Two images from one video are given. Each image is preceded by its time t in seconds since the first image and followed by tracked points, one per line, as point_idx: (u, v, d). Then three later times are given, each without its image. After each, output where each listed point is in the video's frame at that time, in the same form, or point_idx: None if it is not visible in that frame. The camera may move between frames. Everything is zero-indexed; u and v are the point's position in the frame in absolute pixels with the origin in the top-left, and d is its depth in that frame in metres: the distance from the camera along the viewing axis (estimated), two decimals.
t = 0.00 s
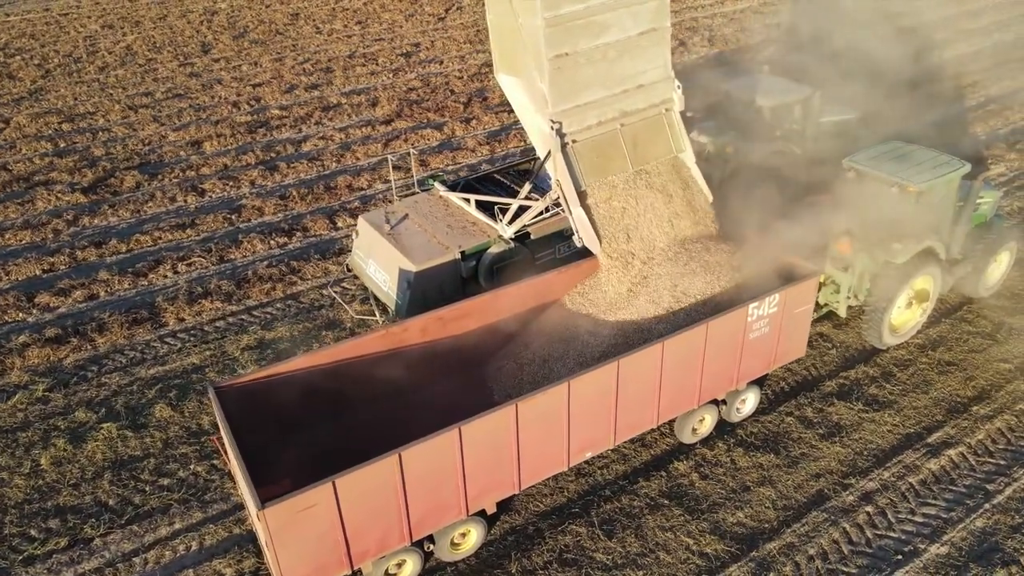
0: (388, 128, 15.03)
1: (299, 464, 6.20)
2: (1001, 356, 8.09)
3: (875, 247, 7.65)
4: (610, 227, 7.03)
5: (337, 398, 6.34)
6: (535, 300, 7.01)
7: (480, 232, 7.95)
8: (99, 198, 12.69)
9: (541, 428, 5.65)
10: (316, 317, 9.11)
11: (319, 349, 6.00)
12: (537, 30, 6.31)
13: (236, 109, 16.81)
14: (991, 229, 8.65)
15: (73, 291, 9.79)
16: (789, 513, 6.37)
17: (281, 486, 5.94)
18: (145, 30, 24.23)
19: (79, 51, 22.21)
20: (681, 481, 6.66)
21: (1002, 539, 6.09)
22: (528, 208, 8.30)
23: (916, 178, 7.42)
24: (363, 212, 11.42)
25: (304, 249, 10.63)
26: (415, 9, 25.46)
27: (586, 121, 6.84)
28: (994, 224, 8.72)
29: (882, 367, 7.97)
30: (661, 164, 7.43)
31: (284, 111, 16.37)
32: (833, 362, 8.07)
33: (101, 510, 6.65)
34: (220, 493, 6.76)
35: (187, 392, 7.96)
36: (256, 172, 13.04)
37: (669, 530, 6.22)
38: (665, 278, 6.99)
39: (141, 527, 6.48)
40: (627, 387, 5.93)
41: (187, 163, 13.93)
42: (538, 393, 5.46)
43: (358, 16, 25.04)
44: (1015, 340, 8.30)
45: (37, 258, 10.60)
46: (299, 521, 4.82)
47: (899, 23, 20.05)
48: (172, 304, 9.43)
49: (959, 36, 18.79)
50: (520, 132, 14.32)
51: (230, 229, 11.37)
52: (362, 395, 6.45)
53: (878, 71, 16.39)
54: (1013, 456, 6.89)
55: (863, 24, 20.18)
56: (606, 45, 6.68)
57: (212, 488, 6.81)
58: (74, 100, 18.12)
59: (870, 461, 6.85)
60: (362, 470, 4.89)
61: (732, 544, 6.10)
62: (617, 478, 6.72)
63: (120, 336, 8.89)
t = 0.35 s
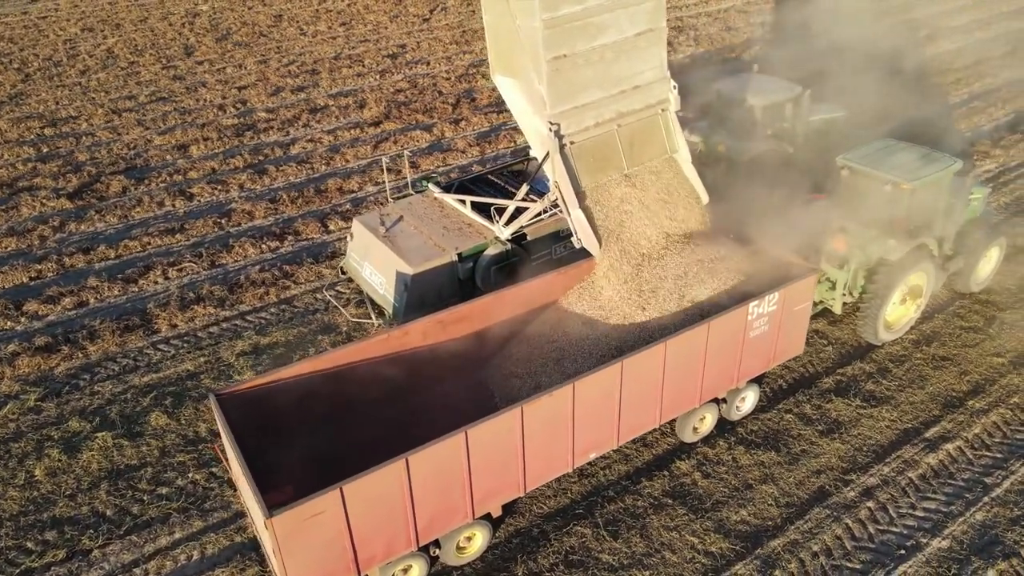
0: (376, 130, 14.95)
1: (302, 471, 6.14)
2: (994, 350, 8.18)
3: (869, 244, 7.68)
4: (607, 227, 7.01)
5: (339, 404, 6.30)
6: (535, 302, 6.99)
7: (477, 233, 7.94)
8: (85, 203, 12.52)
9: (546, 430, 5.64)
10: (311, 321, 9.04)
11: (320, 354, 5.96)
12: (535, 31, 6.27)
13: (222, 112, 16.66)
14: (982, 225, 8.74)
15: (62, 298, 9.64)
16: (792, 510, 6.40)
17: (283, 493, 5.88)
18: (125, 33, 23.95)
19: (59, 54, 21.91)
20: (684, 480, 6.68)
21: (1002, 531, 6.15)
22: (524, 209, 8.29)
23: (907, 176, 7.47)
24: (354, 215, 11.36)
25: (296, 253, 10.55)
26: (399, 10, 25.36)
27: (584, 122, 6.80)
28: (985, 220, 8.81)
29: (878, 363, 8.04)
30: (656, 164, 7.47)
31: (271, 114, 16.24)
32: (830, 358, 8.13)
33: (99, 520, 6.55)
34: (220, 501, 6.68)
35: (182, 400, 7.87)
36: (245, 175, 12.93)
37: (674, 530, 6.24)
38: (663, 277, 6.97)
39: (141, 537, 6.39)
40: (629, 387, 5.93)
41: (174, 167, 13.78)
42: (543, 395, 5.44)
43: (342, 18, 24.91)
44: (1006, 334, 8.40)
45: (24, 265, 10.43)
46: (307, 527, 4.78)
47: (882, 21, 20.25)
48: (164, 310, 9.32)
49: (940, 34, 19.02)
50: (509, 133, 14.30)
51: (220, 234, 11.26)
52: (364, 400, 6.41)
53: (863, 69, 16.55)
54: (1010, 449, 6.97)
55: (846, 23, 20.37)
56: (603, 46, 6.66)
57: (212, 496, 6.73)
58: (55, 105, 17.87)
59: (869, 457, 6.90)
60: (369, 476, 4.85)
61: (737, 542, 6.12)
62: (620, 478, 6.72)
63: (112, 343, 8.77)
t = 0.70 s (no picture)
0: (365, 132, 14.88)
1: (303, 477, 6.08)
2: (987, 345, 8.27)
3: (862, 241, 7.74)
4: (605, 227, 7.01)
5: (339, 408, 6.24)
6: (533, 303, 6.97)
7: (474, 236, 7.94)
8: (70, 209, 12.36)
9: (549, 432, 5.62)
10: (305, 325, 8.98)
11: (321, 359, 5.90)
12: (537, 33, 6.29)
13: (208, 115, 16.51)
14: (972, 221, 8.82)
15: (51, 305, 9.51)
16: (793, 506, 6.44)
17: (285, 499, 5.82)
18: (106, 35, 23.68)
19: (39, 57, 21.62)
20: (686, 479, 6.69)
21: (1000, 524, 6.21)
22: (520, 211, 8.29)
23: (899, 173, 7.51)
24: (346, 218, 11.30)
25: (288, 256, 10.48)
26: (384, 11, 25.26)
27: (584, 123, 6.84)
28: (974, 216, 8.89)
29: (873, 359, 8.10)
30: (654, 164, 7.49)
31: (257, 116, 16.12)
32: (825, 355, 8.18)
33: (96, 530, 6.46)
34: (220, 508, 6.61)
35: (178, 406, 7.79)
36: (234, 178, 12.82)
37: (677, 529, 6.25)
38: (662, 277, 6.97)
39: (140, 547, 6.31)
40: (631, 388, 5.93)
41: (161, 171, 13.63)
42: (546, 397, 5.43)
43: (327, 19, 24.78)
44: (998, 329, 8.49)
45: (10, 272, 10.28)
46: (313, 534, 4.73)
47: (865, 20, 20.44)
48: (155, 316, 9.22)
49: (923, 31, 19.22)
50: (499, 134, 14.28)
51: (210, 238, 11.16)
52: (364, 404, 6.36)
53: (848, 68, 16.68)
54: (1005, 442, 7.04)
55: (829, 22, 20.55)
56: (603, 48, 6.70)
57: (211, 504, 6.66)
58: (37, 109, 17.62)
59: (868, 452, 6.95)
60: (375, 481, 4.81)
61: (740, 540, 6.14)
62: (622, 478, 6.73)
63: (104, 350, 8.67)
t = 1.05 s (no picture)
0: (353, 134, 14.80)
1: (304, 483, 6.02)
2: (977, 339, 8.37)
3: (856, 237, 7.77)
4: (603, 226, 7.01)
5: (339, 413, 6.19)
6: (532, 303, 6.94)
7: (469, 236, 7.90)
8: (55, 214, 12.18)
9: (552, 432, 5.61)
10: (299, 329, 8.91)
11: (321, 363, 5.85)
12: (530, 32, 6.25)
13: (192, 118, 16.35)
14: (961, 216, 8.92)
15: (38, 313, 9.37)
16: (794, 503, 6.47)
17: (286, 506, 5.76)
18: (86, 38, 23.38)
19: (17, 61, 21.31)
20: (687, 478, 6.70)
21: (998, 516, 6.28)
22: (515, 212, 8.26)
23: (892, 171, 7.58)
24: (336, 221, 11.23)
25: (279, 260, 10.39)
26: (367, 12, 25.17)
27: (578, 122, 6.80)
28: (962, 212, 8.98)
29: (867, 354, 8.17)
30: (648, 163, 7.46)
31: (243, 119, 15.99)
32: (820, 351, 8.24)
33: (93, 541, 6.37)
34: (219, 516, 6.54)
35: (172, 414, 7.69)
36: (221, 182, 12.70)
37: (680, 527, 6.26)
38: (661, 273, 6.91)
39: (139, 557, 6.23)
40: (633, 387, 5.92)
41: (146, 175, 13.48)
42: (550, 398, 5.41)
43: (310, 20, 24.64)
44: (988, 323, 8.59)
45: None
46: (319, 541, 4.68)
47: (846, 19, 20.65)
48: (146, 323, 9.11)
49: (903, 29, 19.45)
50: (487, 134, 14.25)
51: (199, 242, 11.04)
52: (365, 409, 6.31)
53: (831, 65, 16.83)
54: (999, 435, 7.13)
55: (811, 20, 20.72)
56: (597, 46, 6.66)
57: (210, 511, 6.59)
58: (17, 113, 17.36)
59: (865, 447, 7.01)
60: (382, 486, 4.77)
61: (743, 538, 6.17)
62: (623, 477, 6.73)
63: (94, 358, 8.55)
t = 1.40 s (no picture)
0: (341, 136, 14.73)
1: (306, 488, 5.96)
2: (969, 333, 8.46)
3: (851, 233, 7.77)
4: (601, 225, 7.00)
5: (339, 418, 6.14)
6: (530, 303, 6.90)
7: (465, 239, 7.89)
8: (40, 220, 12.02)
9: (556, 433, 5.59)
10: (294, 333, 8.85)
11: (321, 368, 5.79)
12: (527, 34, 6.23)
13: (178, 121, 16.20)
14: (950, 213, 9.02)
15: (27, 321, 9.23)
16: (795, 499, 6.51)
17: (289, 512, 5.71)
18: (66, 41, 23.09)
19: None
20: (688, 476, 6.73)
21: (996, 508, 6.36)
22: (510, 214, 8.26)
23: (884, 168, 7.66)
24: (328, 224, 11.17)
25: (271, 264, 10.32)
26: (352, 13, 25.06)
27: (575, 124, 6.80)
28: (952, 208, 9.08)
29: (862, 350, 8.23)
30: (643, 163, 7.49)
31: (229, 122, 15.86)
32: (815, 348, 8.30)
33: (91, 552, 6.28)
34: (219, 524, 6.47)
35: (168, 421, 7.61)
36: (210, 186, 12.59)
37: (683, 526, 6.27)
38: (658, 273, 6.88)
39: (139, 566, 6.15)
40: (635, 387, 5.92)
41: (133, 179, 13.33)
42: (554, 400, 5.39)
43: (293, 22, 24.50)
44: (979, 318, 8.70)
45: None
46: (326, 547, 4.64)
47: (829, 18, 20.84)
48: (138, 329, 9.00)
49: (886, 28, 19.66)
50: (477, 135, 14.22)
51: (189, 247, 10.93)
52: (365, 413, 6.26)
53: (816, 64, 16.97)
54: (994, 428, 7.21)
55: (795, 18, 20.88)
56: (593, 47, 6.65)
57: (210, 519, 6.52)
58: None
59: (863, 443, 7.06)
60: (389, 490, 4.73)
61: (746, 535, 6.20)
62: (625, 477, 6.74)
63: (86, 365, 8.43)
